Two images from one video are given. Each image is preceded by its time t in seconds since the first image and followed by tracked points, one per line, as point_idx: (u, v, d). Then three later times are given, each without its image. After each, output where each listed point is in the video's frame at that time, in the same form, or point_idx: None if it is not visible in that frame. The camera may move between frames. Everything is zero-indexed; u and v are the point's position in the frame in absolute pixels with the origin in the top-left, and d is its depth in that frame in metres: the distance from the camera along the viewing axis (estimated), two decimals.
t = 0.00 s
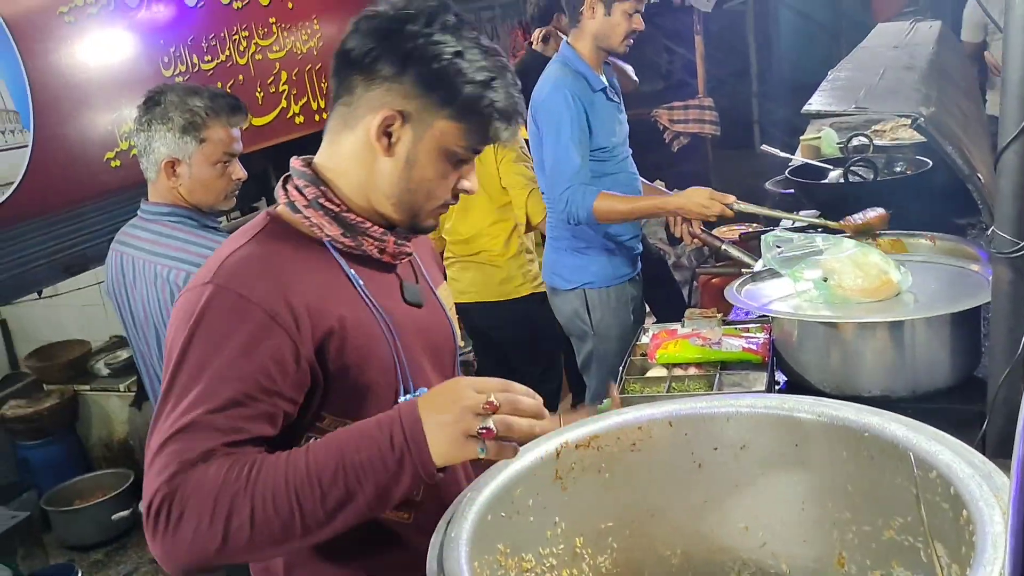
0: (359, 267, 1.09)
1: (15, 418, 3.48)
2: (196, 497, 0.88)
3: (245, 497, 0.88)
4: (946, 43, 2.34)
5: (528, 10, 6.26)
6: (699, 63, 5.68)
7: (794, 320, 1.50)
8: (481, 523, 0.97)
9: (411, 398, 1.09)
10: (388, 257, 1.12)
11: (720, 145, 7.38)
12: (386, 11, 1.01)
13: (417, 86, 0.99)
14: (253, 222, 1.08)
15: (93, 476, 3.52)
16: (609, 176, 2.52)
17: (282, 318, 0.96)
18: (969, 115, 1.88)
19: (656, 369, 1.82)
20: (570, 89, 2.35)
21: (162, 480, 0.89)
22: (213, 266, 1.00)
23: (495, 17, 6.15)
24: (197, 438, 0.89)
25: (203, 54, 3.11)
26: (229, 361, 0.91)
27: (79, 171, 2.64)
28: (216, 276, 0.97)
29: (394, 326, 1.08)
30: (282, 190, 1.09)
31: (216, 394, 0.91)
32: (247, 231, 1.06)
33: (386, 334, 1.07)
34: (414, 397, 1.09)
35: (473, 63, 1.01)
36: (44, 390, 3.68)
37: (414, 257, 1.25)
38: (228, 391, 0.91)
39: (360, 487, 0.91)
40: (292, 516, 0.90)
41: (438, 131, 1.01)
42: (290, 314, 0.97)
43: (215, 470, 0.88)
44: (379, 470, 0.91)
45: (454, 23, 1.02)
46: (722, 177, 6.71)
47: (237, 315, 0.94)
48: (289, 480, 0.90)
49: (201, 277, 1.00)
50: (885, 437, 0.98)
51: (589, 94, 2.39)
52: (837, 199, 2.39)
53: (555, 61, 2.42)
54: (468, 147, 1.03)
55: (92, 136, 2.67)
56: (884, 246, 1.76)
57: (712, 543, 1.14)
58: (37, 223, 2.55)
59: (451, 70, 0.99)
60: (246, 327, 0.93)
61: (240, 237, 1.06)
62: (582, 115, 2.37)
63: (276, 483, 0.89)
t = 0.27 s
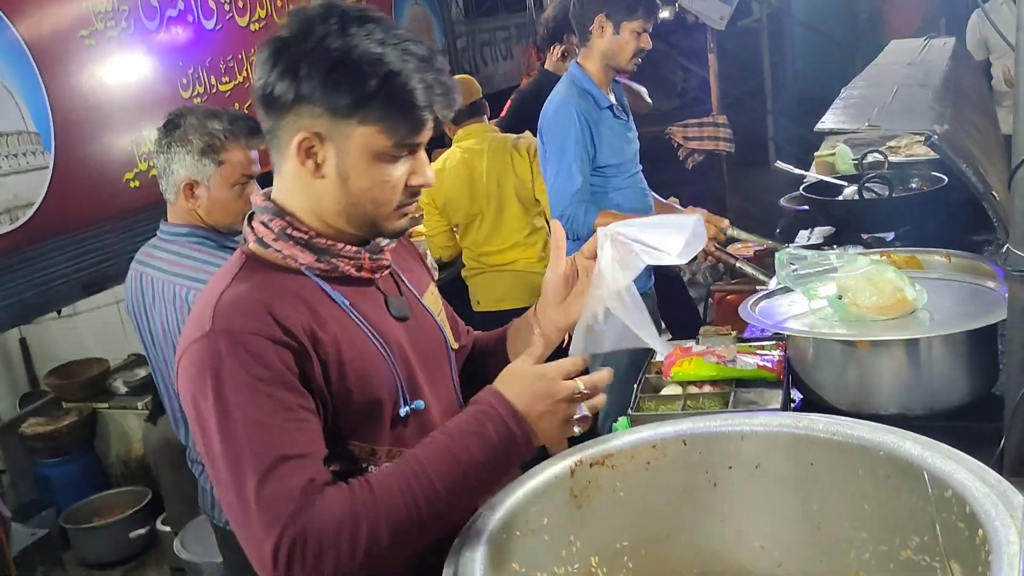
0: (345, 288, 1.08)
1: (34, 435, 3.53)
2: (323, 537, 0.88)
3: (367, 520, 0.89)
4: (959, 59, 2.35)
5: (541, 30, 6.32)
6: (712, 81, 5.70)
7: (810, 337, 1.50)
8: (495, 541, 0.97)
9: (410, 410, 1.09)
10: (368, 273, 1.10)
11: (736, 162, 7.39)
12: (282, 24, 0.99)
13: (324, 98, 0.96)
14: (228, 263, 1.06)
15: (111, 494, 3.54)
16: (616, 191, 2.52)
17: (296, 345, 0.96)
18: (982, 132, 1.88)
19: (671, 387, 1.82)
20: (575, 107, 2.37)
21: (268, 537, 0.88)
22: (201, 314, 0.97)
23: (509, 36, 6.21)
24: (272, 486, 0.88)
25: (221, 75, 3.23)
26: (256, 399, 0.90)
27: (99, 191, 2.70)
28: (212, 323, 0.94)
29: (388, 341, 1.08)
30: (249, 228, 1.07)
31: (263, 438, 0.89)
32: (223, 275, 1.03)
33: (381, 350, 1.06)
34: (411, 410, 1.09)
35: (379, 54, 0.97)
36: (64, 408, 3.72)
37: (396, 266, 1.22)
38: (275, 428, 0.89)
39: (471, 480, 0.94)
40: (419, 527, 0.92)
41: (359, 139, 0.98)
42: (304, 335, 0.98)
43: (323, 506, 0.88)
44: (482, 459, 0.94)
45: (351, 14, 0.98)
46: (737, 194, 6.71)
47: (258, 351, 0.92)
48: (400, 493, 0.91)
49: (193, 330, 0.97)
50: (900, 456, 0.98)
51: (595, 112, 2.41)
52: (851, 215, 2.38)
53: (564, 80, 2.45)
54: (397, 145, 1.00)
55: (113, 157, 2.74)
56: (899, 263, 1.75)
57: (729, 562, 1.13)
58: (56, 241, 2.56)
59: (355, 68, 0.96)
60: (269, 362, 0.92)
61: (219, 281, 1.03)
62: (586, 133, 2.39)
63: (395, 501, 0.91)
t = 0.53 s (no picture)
0: (340, 303, 1.02)
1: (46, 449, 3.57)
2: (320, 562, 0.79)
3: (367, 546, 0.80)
4: (967, 68, 2.34)
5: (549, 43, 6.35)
6: (720, 91, 5.70)
7: (817, 348, 1.49)
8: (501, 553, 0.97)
9: (410, 424, 1.02)
10: (359, 287, 1.06)
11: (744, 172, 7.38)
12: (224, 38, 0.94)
13: (269, 113, 0.92)
14: (222, 286, 1.01)
15: (121, 507, 3.55)
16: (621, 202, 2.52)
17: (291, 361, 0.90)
18: (991, 141, 1.87)
19: (679, 399, 1.82)
20: (581, 119, 2.38)
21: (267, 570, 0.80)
22: (194, 335, 0.92)
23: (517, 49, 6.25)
24: (269, 514, 0.81)
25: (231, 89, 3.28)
26: (250, 420, 0.83)
27: (110, 204, 2.72)
28: (204, 343, 0.88)
29: (388, 356, 1.02)
30: (238, 251, 1.02)
31: (258, 462, 0.82)
32: (217, 296, 0.98)
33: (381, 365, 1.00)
34: (413, 423, 1.02)
35: (322, 59, 0.91)
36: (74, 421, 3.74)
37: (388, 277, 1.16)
38: (270, 450, 0.83)
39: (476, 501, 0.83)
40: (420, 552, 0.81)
41: (313, 147, 0.93)
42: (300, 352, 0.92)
43: (320, 529, 0.81)
44: (487, 476, 0.83)
45: (293, 21, 0.93)
46: (746, 205, 6.70)
47: (251, 370, 0.86)
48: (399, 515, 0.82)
49: (186, 353, 0.91)
50: (909, 468, 0.97)
51: (600, 123, 2.42)
52: (859, 225, 2.37)
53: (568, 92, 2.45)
54: (351, 147, 0.94)
55: (123, 171, 2.77)
56: (907, 274, 1.75)
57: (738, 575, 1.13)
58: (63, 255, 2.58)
59: (297, 76, 0.90)
60: (264, 380, 0.86)
61: (212, 304, 0.97)
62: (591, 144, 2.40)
63: (398, 524, 0.81)
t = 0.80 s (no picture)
0: (338, 312, 1.01)
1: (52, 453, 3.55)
2: None
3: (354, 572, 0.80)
4: (972, 72, 2.34)
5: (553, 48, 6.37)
6: (724, 97, 5.71)
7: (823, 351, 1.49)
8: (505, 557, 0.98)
9: (410, 433, 1.01)
10: (360, 293, 1.04)
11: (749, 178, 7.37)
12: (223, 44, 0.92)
13: (260, 121, 0.89)
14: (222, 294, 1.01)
15: (126, 512, 3.55)
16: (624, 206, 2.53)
17: (286, 374, 0.89)
18: (996, 145, 1.87)
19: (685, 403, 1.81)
20: (584, 122, 2.38)
21: None
22: (192, 344, 0.91)
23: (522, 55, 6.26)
24: (257, 526, 0.80)
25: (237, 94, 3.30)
26: (243, 431, 0.82)
27: (116, 209, 2.74)
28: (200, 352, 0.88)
29: (387, 365, 1.01)
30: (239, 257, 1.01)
31: (248, 473, 0.81)
32: (216, 305, 0.97)
33: (380, 376, 0.99)
34: (412, 432, 1.01)
35: (317, 68, 0.88)
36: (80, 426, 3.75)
37: (389, 279, 1.15)
38: (261, 462, 0.82)
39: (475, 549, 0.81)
40: None
41: (307, 161, 0.90)
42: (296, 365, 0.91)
43: (307, 550, 0.79)
44: (494, 532, 0.82)
45: (290, 29, 0.91)
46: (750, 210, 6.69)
47: (245, 381, 0.85)
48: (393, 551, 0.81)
49: (182, 360, 0.90)
50: (916, 471, 0.97)
51: (604, 126, 2.42)
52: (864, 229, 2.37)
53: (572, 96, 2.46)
54: (348, 162, 0.90)
55: (129, 176, 2.78)
56: (913, 277, 1.74)
57: None
58: (72, 261, 2.59)
59: (290, 85, 0.88)
60: (258, 392, 0.85)
61: (212, 313, 0.97)
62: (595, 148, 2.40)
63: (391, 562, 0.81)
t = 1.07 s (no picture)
0: (343, 320, 0.99)
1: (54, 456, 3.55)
2: None
3: None
4: (976, 75, 2.34)
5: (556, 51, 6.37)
6: (727, 100, 5.71)
7: (827, 353, 1.48)
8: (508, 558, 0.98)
9: (416, 442, 1.01)
10: (365, 302, 1.02)
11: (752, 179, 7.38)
12: (236, 48, 0.89)
13: (275, 133, 0.87)
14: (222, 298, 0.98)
15: (128, 515, 3.55)
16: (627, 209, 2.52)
17: (292, 386, 0.88)
18: (1000, 148, 1.86)
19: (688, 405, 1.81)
20: (591, 122, 2.38)
21: None
22: (194, 355, 0.89)
23: (525, 58, 6.26)
24: (275, 544, 0.81)
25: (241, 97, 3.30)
26: (253, 449, 0.82)
27: (119, 211, 2.75)
28: (204, 366, 0.86)
29: (393, 374, 1.00)
30: (242, 263, 0.99)
31: (262, 492, 0.81)
32: (217, 311, 0.95)
33: (387, 386, 0.98)
34: (418, 442, 1.01)
35: (336, 82, 0.86)
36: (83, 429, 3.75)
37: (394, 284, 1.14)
38: (274, 480, 0.82)
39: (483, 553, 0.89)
40: None
41: (320, 177, 0.88)
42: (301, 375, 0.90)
43: (331, 567, 0.82)
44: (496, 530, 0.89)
45: (310, 38, 0.88)
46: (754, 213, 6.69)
47: (252, 397, 0.84)
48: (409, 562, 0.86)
49: (185, 373, 0.89)
50: (920, 473, 0.96)
51: (609, 127, 2.42)
52: (867, 232, 2.36)
53: (575, 98, 2.46)
54: (361, 181, 0.88)
55: (132, 178, 2.79)
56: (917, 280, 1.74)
57: None
58: (74, 263, 2.59)
59: (308, 99, 0.85)
60: (265, 408, 0.84)
61: (212, 319, 0.94)
62: (603, 147, 2.40)
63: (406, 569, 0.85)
